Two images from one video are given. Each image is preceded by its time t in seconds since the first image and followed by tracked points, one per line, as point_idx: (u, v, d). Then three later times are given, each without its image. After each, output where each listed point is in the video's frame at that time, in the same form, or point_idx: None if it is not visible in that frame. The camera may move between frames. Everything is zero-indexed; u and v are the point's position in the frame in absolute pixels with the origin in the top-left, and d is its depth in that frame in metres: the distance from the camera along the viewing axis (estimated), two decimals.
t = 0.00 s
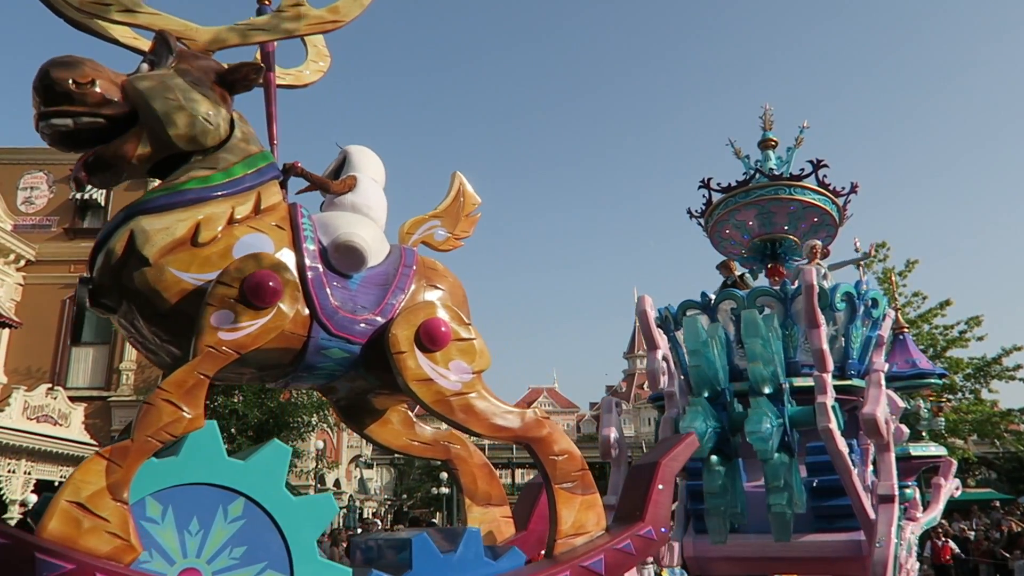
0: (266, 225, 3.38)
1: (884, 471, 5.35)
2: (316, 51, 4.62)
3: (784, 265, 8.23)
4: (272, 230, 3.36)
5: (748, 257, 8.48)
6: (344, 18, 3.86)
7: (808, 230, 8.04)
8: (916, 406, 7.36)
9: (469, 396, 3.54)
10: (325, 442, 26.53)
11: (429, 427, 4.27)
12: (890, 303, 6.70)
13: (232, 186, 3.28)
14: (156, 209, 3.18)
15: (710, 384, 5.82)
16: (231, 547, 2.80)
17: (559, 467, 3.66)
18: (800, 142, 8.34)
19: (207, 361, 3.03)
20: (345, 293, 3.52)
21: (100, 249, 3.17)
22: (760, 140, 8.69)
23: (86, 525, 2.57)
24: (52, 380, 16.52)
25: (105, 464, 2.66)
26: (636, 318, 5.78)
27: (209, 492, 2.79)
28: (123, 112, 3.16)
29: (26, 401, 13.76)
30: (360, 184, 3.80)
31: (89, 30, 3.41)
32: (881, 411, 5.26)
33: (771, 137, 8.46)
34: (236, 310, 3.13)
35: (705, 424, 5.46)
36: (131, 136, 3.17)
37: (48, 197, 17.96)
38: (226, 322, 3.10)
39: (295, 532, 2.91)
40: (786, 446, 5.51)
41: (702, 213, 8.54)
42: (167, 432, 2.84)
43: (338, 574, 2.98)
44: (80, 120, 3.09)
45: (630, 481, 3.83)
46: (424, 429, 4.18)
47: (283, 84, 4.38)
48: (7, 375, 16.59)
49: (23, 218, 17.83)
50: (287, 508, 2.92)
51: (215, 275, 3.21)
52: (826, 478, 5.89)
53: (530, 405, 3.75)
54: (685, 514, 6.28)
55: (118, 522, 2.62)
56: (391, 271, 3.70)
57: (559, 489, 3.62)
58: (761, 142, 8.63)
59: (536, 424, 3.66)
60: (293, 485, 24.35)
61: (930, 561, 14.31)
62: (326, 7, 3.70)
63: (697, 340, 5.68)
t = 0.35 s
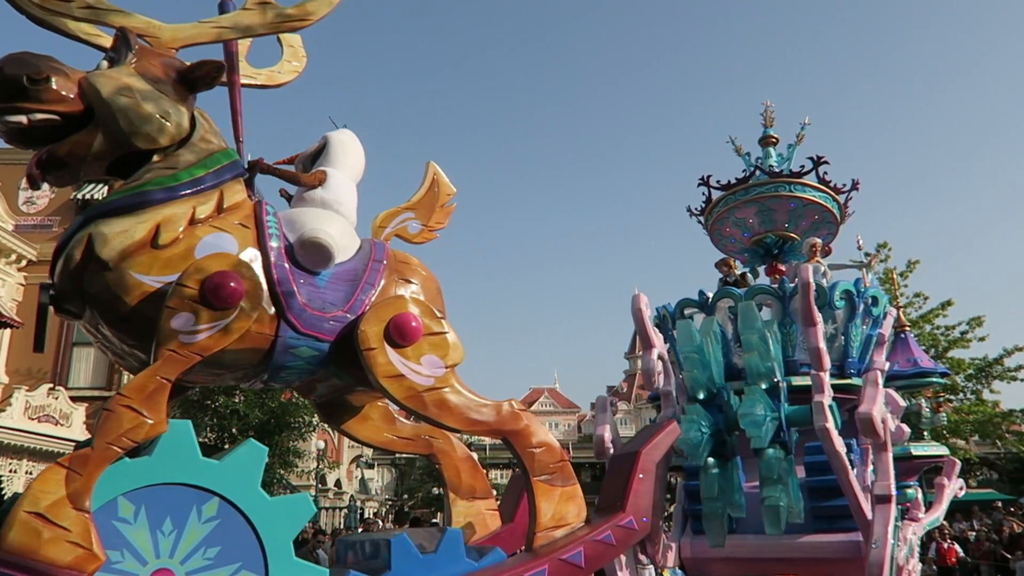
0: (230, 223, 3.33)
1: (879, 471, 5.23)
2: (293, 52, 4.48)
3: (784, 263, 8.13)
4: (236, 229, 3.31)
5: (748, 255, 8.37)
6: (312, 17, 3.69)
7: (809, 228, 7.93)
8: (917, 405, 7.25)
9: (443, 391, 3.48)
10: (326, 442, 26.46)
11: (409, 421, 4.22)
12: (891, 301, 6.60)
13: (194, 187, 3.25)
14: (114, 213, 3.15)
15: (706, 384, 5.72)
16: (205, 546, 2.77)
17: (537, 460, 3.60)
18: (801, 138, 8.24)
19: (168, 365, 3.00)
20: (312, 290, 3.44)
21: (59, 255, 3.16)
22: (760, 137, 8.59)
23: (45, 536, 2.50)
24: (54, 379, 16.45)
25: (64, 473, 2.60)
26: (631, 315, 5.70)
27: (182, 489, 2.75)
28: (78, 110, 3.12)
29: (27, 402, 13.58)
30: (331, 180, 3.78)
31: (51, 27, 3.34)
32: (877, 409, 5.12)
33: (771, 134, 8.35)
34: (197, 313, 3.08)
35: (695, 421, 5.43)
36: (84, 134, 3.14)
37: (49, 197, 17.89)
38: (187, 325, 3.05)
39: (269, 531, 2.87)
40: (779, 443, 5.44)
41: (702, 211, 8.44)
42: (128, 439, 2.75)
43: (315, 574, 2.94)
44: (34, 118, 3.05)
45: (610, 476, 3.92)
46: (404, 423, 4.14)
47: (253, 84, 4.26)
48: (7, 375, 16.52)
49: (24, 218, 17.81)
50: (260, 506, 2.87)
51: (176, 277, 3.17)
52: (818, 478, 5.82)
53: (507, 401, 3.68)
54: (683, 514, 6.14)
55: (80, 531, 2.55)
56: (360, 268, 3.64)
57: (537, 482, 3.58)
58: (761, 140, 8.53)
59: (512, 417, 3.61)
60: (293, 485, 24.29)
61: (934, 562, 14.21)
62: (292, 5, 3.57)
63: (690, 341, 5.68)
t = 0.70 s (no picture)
0: (191, 223, 3.62)
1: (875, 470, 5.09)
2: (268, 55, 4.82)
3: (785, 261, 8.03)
4: (197, 229, 3.58)
5: (749, 253, 8.27)
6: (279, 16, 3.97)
7: (810, 226, 7.82)
8: (919, 405, 7.14)
9: (412, 385, 3.73)
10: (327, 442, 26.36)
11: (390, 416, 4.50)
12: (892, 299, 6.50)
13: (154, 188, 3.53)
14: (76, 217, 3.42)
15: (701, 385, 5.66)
16: (177, 547, 3.04)
17: (513, 452, 3.87)
18: (803, 135, 8.12)
19: (127, 370, 3.31)
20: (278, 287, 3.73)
21: (23, 260, 3.45)
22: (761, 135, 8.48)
23: (7, 546, 2.78)
24: (55, 380, 16.40)
25: (23, 481, 2.89)
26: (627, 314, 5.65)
27: (158, 493, 3.04)
28: (36, 108, 3.45)
29: (28, 401, 13.52)
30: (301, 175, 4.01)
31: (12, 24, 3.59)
32: (874, 408, 4.99)
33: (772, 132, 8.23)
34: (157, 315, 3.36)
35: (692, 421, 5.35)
36: (42, 132, 3.45)
37: (49, 196, 17.72)
38: (147, 328, 3.34)
39: (241, 531, 3.14)
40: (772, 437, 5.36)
41: (702, 208, 8.32)
42: (85, 444, 3.08)
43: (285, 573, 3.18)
44: None
45: (591, 465, 4.15)
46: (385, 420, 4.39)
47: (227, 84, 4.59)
48: (8, 376, 16.48)
49: (25, 219, 17.76)
50: (236, 508, 3.16)
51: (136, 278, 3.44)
52: (812, 479, 5.76)
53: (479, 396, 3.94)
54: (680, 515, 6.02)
55: (39, 540, 2.82)
56: (328, 264, 3.90)
57: (515, 475, 3.83)
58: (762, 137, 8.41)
59: (485, 411, 3.88)
60: (293, 485, 24.20)
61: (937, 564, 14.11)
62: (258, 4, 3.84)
63: (684, 344, 5.65)
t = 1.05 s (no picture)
0: (148, 224, 3.84)
1: (869, 470, 4.98)
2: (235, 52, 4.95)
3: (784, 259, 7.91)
4: (154, 230, 3.81)
5: (748, 251, 8.15)
6: (236, 14, 4.09)
7: (809, 223, 7.72)
8: (918, 404, 7.04)
9: (378, 381, 3.88)
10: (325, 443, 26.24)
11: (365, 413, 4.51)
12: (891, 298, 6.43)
13: (108, 188, 3.71)
14: (32, 221, 3.62)
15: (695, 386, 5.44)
16: (146, 548, 3.05)
17: (485, 444, 4.00)
18: (803, 132, 8.00)
19: (82, 377, 3.48)
20: (241, 285, 3.90)
21: None
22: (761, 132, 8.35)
23: None
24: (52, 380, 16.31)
25: None
26: (619, 313, 5.57)
27: (125, 492, 3.06)
28: None
29: (27, 402, 13.42)
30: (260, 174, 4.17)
31: None
32: (867, 407, 4.83)
33: (771, 129, 8.12)
34: (112, 318, 3.55)
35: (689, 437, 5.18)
36: None
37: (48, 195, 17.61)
38: (100, 330, 3.52)
39: (211, 532, 3.13)
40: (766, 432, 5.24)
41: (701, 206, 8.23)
42: (41, 452, 3.24)
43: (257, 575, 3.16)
44: None
45: (565, 453, 4.19)
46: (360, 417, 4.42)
47: (191, 83, 4.73)
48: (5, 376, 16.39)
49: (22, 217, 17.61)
50: (205, 508, 3.16)
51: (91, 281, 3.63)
52: (807, 479, 5.69)
53: (449, 388, 4.05)
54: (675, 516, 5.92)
55: None
56: (291, 261, 4.06)
57: (488, 468, 3.96)
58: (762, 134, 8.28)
59: (455, 404, 3.97)
60: (292, 485, 24.15)
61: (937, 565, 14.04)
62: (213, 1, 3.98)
63: (675, 350, 5.48)
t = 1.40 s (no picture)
0: (102, 223, 3.77)
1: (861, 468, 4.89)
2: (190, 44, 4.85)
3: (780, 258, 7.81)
4: (108, 230, 3.74)
5: (745, 251, 8.04)
6: (186, 3, 3.97)
7: (805, 222, 7.62)
8: (915, 403, 6.95)
9: (342, 377, 3.88)
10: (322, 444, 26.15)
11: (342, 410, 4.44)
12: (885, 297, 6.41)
13: (55, 190, 3.64)
14: None
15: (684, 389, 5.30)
16: (111, 550, 3.00)
17: (455, 437, 4.05)
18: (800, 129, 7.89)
19: (31, 381, 3.42)
20: (199, 284, 3.85)
21: None
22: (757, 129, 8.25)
23: None
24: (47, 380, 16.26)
25: None
26: (610, 311, 5.49)
27: (90, 494, 3.00)
28: None
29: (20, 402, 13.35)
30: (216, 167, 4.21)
31: None
32: (858, 406, 4.71)
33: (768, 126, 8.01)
34: (61, 321, 3.49)
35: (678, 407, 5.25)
36: None
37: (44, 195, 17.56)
38: (49, 335, 3.46)
39: (178, 534, 3.10)
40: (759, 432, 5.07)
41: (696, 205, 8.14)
42: None
43: None
44: None
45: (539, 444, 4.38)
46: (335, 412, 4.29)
47: (147, 77, 4.64)
48: None
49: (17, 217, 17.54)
50: (173, 510, 3.11)
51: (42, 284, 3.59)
52: (801, 479, 5.59)
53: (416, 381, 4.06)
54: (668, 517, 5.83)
55: None
56: (251, 257, 4.02)
57: (458, 462, 4.02)
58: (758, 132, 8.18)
59: (422, 398, 4.01)
60: (288, 486, 24.06)
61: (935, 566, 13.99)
62: None
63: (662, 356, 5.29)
